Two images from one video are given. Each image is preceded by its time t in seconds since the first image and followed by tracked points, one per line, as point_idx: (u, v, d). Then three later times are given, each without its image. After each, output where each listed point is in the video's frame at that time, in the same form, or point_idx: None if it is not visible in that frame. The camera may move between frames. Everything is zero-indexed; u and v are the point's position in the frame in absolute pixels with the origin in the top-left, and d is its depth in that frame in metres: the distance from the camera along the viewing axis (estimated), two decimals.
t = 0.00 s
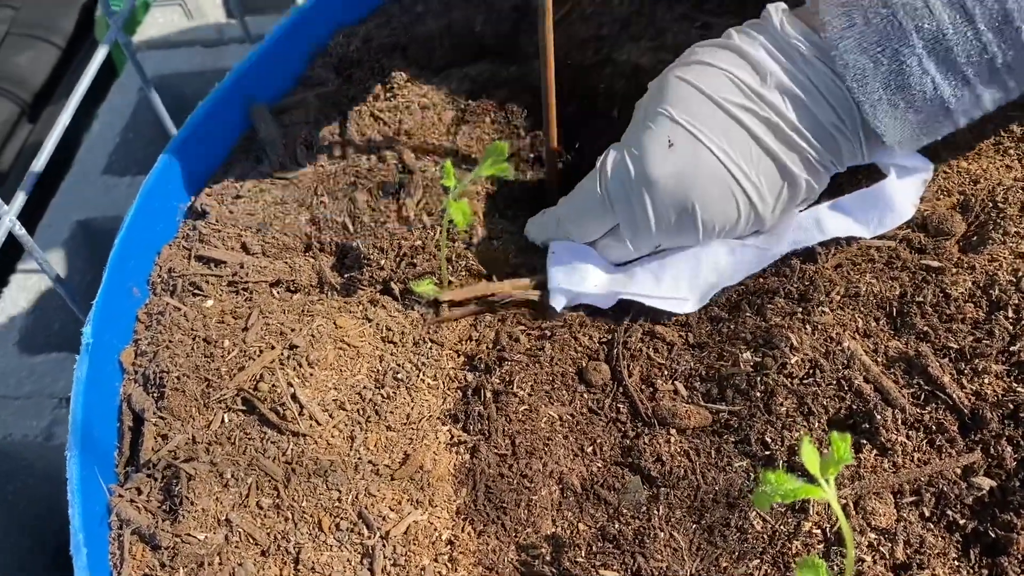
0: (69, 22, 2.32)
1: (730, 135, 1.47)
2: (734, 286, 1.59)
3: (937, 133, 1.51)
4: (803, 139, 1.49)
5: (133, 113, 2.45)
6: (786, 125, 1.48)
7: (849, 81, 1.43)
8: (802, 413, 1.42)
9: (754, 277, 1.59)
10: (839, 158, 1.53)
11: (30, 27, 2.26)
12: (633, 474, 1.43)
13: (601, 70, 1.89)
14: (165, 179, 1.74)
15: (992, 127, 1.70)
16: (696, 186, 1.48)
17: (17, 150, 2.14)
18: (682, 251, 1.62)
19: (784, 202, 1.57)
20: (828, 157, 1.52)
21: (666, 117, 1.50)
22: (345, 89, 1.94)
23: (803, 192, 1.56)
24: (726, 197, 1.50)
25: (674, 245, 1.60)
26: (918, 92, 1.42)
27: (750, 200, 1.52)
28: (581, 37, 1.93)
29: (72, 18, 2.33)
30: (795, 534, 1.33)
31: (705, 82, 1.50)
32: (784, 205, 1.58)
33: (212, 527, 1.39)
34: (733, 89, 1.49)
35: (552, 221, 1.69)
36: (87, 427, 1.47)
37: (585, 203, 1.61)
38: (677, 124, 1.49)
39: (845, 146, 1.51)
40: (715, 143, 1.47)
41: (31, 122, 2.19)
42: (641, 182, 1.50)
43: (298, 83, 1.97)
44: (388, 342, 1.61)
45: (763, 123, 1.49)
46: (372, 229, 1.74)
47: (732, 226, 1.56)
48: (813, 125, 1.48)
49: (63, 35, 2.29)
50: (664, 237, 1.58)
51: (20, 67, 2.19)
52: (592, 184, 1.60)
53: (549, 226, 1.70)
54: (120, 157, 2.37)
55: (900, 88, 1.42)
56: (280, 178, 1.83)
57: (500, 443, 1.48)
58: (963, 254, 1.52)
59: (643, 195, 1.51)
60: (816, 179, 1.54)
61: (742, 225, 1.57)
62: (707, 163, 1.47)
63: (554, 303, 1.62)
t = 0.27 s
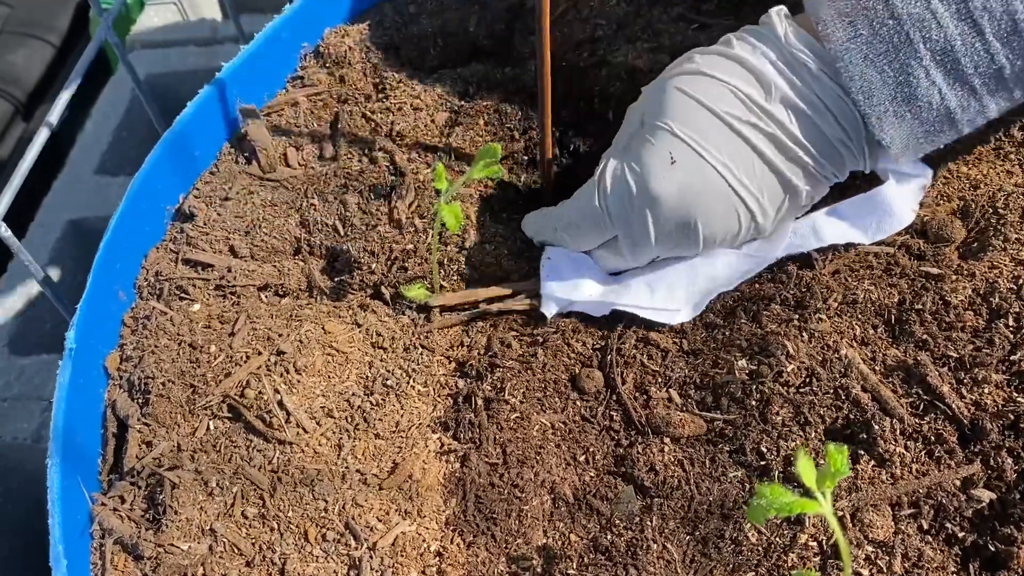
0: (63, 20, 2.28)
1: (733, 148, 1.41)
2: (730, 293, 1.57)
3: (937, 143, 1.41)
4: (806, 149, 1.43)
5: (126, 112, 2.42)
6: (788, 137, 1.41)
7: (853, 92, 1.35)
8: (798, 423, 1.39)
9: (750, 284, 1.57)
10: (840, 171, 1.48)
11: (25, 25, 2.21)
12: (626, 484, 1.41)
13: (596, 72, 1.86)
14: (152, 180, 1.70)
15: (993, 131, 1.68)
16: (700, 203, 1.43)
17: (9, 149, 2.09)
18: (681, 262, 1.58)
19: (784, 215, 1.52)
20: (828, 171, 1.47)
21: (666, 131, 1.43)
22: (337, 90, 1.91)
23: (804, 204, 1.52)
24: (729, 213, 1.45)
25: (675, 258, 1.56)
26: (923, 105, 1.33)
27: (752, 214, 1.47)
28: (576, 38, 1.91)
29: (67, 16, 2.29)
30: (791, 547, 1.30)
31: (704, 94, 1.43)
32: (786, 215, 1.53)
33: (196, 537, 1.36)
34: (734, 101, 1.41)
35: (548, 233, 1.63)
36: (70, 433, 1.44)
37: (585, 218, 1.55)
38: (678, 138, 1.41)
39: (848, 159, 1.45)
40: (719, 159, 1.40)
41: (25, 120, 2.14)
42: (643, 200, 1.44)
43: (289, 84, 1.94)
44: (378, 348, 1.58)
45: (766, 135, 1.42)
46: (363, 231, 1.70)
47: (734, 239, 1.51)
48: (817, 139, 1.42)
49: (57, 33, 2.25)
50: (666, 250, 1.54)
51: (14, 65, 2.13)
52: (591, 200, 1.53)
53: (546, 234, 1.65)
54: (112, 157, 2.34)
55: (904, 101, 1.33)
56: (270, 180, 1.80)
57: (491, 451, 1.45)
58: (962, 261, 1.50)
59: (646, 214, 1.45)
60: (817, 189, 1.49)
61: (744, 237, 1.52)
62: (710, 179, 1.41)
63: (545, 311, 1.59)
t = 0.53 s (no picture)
0: (62, 18, 2.25)
1: (860, 55, 1.17)
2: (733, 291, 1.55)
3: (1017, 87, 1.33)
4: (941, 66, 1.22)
5: (123, 108, 2.39)
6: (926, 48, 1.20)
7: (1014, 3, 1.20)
8: (800, 421, 1.38)
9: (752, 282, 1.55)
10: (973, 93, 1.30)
11: (22, 23, 2.20)
12: (627, 482, 1.39)
13: (596, 68, 1.85)
14: (149, 175, 1.68)
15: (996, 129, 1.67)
16: (814, 116, 1.14)
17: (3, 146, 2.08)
18: (759, 209, 1.29)
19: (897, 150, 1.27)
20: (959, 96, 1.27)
21: (782, 24, 1.18)
22: (335, 85, 1.90)
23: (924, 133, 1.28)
24: (845, 137, 1.16)
25: (760, 196, 1.25)
26: None
27: (873, 140, 1.18)
28: (576, 34, 1.90)
29: (66, 13, 2.27)
30: (793, 546, 1.29)
31: None
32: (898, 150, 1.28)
33: (192, 535, 1.34)
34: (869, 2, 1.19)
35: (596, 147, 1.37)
36: (65, 429, 1.43)
37: (662, 122, 1.23)
38: (801, 32, 1.16)
39: (981, 74, 1.26)
40: (844, 61, 1.15)
41: (21, 118, 2.14)
42: (746, 106, 1.14)
43: (288, 80, 1.93)
44: (376, 345, 1.57)
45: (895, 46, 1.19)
46: (361, 228, 1.70)
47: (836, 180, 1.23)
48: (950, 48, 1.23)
49: (55, 30, 2.23)
50: (759, 181, 1.21)
51: (10, 63, 2.12)
52: (677, 99, 1.21)
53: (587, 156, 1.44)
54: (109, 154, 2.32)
55: None
56: (268, 176, 1.79)
57: (490, 449, 1.44)
58: (966, 258, 1.49)
59: (746, 123, 1.15)
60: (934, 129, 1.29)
61: (850, 177, 1.23)
62: (833, 88, 1.14)
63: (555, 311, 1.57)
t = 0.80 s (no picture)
0: (60, 17, 2.25)
1: (832, 14, 1.20)
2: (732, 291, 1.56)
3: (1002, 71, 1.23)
4: (925, 33, 1.19)
5: (122, 108, 2.39)
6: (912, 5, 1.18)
7: None
8: (798, 421, 1.38)
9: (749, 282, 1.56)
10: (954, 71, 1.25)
11: (20, 22, 2.19)
12: (626, 481, 1.40)
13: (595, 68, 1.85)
14: (148, 174, 1.68)
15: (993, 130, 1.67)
16: (778, 68, 1.20)
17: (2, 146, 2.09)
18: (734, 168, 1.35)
19: (876, 117, 1.29)
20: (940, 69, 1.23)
21: None
22: (334, 85, 1.90)
23: (904, 102, 1.26)
24: (811, 94, 1.22)
25: (733, 154, 1.31)
26: None
27: (843, 97, 1.22)
28: (575, 35, 1.90)
29: (65, 13, 2.26)
30: (791, 544, 1.30)
31: None
32: (877, 119, 1.30)
33: (192, 534, 1.34)
34: None
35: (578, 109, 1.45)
36: (64, 428, 1.43)
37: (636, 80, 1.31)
38: None
39: (969, 51, 1.20)
40: (813, 21, 1.20)
41: (19, 117, 2.14)
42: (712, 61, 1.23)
43: (287, 79, 1.93)
44: (376, 344, 1.57)
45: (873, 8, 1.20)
46: (360, 228, 1.70)
47: (808, 138, 1.27)
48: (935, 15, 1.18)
49: (54, 30, 2.23)
50: (729, 136, 1.28)
51: (9, 62, 2.12)
52: (651, 55, 1.29)
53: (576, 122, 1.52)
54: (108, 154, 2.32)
55: None
56: (267, 175, 1.79)
57: (489, 448, 1.44)
58: (963, 259, 1.49)
59: (711, 77, 1.23)
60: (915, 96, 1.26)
61: (823, 137, 1.28)
62: (799, 45, 1.20)
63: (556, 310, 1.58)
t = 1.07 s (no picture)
0: (59, 15, 2.26)
1: (853, 43, 1.22)
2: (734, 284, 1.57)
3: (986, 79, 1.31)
4: (942, 58, 1.26)
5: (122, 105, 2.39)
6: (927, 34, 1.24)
7: None
8: (799, 414, 1.39)
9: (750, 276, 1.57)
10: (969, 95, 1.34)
11: (20, 20, 2.20)
12: (627, 474, 1.41)
13: (596, 65, 1.86)
14: (152, 169, 1.69)
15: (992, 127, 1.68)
16: (801, 97, 1.21)
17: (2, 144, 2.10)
18: (758, 194, 1.36)
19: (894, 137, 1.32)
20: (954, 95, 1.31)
21: (777, 14, 1.25)
22: (337, 81, 1.91)
23: (921, 123, 1.32)
24: (833, 121, 1.24)
25: (758, 180, 1.32)
26: None
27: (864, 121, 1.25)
28: (576, 32, 1.91)
29: (64, 11, 2.27)
30: (792, 536, 1.31)
31: None
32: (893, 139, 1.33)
33: (196, 525, 1.35)
34: None
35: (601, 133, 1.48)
36: (69, 421, 1.43)
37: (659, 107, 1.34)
38: (794, 23, 1.23)
39: (984, 74, 1.30)
40: (834, 51, 1.22)
41: (19, 115, 2.15)
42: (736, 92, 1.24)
43: (290, 76, 1.94)
44: (378, 338, 1.58)
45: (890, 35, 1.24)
46: (363, 223, 1.71)
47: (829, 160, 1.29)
48: (950, 42, 1.26)
49: (53, 28, 2.23)
50: (753, 164, 1.29)
51: (10, 60, 2.12)
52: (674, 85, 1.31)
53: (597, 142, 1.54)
54: (109, 151, 2.32)
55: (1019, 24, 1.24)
56: (270, 171, 1.80)
57: (492, 441, 1.45)
58: (962, 254, 1.50)
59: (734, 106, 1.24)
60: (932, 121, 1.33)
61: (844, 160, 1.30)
62: (821, 73, 1.21)
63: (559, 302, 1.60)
